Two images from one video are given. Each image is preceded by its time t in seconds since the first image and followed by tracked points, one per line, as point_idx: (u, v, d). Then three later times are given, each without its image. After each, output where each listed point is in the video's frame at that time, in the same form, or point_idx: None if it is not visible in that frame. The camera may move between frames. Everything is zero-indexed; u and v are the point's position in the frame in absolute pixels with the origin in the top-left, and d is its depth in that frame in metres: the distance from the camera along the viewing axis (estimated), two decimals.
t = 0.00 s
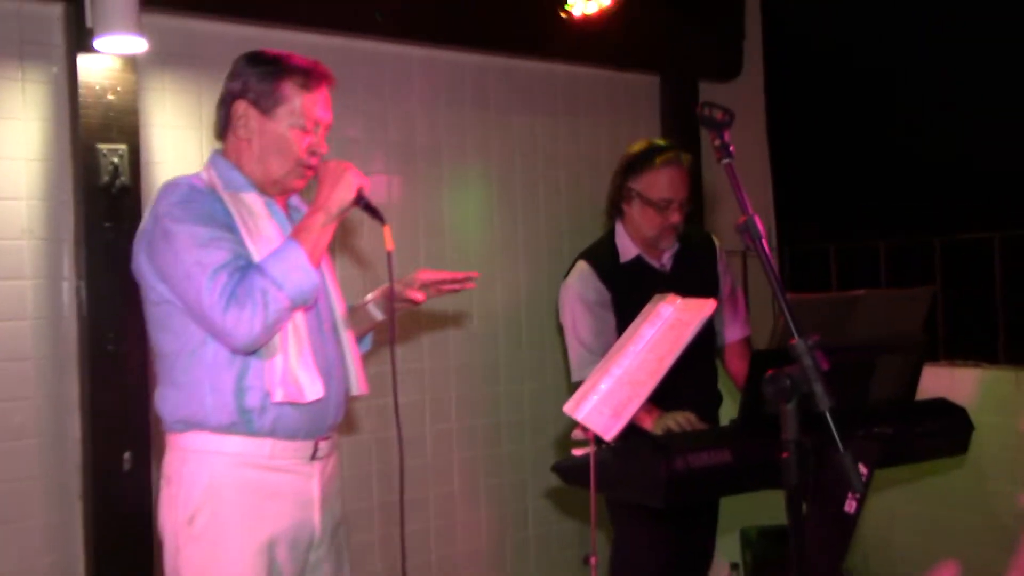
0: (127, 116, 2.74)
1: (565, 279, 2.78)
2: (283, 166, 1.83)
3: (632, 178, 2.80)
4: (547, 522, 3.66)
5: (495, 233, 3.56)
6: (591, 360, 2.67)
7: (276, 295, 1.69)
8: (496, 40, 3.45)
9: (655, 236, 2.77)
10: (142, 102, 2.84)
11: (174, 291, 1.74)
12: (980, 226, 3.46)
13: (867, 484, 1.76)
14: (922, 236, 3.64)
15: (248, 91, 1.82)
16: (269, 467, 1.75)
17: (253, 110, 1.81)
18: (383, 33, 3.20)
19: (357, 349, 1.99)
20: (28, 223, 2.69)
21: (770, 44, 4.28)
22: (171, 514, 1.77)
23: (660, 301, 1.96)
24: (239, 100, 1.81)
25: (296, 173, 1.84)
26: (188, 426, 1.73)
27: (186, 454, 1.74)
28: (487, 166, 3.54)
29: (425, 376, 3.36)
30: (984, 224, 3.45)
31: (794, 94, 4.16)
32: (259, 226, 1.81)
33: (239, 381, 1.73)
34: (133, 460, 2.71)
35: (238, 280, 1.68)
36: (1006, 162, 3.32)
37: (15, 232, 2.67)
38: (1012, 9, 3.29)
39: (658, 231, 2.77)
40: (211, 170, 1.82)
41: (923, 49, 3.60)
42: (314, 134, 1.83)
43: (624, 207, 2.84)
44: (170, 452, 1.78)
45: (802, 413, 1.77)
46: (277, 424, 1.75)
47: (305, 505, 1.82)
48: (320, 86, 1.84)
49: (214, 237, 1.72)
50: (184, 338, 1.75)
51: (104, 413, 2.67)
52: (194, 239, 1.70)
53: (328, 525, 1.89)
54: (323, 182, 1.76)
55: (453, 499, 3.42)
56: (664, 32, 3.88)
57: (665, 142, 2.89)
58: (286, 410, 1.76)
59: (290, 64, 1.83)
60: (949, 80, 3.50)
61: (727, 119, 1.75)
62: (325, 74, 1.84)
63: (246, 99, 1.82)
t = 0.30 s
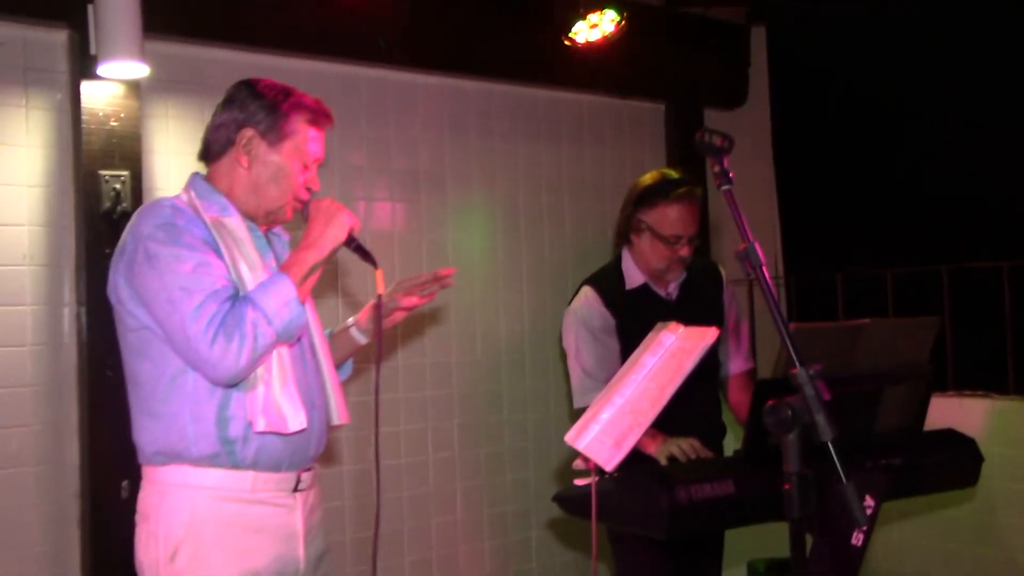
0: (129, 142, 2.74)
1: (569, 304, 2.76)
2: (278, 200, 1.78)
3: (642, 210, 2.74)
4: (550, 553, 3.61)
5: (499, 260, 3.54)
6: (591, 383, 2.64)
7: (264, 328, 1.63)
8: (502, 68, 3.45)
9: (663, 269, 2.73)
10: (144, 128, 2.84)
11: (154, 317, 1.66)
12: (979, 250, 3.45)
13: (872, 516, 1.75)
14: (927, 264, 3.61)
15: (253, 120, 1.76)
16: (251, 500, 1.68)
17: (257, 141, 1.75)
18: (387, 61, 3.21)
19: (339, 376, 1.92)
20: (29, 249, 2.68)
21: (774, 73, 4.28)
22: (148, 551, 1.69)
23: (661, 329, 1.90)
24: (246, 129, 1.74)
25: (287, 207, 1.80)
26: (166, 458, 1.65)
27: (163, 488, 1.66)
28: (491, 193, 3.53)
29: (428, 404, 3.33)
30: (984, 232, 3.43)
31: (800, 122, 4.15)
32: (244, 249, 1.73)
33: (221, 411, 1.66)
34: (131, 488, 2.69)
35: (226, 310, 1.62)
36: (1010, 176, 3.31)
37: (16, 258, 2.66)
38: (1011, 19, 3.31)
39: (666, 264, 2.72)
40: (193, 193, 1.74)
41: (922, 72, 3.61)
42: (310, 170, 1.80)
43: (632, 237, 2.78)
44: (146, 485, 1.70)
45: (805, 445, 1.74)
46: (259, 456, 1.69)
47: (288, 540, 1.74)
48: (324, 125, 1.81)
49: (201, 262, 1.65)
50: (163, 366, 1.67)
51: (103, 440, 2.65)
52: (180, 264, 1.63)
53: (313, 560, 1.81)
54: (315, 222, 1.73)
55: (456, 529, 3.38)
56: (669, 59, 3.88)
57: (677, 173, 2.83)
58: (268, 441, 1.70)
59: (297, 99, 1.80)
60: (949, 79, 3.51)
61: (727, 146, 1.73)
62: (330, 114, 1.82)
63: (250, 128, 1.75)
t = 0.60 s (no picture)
0: (116, 149, 2.71)
1: (561, 310, 2.75)
2: (262, 201, 1.75)
3: (632, 218, 2.72)
4: (540, 564, 3.58)
5: (489, 269, 3.52)
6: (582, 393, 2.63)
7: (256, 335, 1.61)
8: (492, 76, 3.44)
9: (654, 278, 2.71)
10: (132, 135, 2.82)
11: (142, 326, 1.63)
12: (979, 253, 3.42)
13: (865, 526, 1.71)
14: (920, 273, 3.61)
15: (227, 123, 1.73)
16: (238, 511, 1.66)
17: (234, 144, 1.72)
18: (377, 69, 3.20)
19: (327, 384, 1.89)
20: (14, 257, 2.65)
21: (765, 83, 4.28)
22: (133, 562, 1.66)
23: (652, 339, 1.89)
24: (221, 132, 1.72)
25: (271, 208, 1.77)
26: (154, 469, 1.63)
27: (149, 499, 1.63)
28: (481, 202, 3.52)
29: (418, 414, 3.30)
30: (984, 231, 3.41)
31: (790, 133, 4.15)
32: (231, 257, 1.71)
33: (211, 421, 1.63)
34: (116, 499, 2.65)
35: (217, 318, 1.59)
36: (1010, 175, 3.32)
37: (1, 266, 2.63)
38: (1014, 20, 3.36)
39: (657, 272, 2.70)
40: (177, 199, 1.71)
41: (923, 74, 3.61)
42: (290, 169, 1.78)
43: (623, 246, 2.77)
44: (132, 495, 1.67)
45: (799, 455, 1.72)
46: (249, 466, 1.66)
47: (277, 551, 1.72)
48: (300, 123, 1.79)
49: (190, 270, 1.62)
50: (150, 375, 1.64)
51: (87, 451, 2.62)
52: (168, 272, 1.60)
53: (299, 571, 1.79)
54: (304, 225, 1.72)
55: (445, 541, 3.35)
56: (661, 69, 3.88)
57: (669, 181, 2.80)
58: (259, 451, 1.67)
59: (270, 99, 1.78)
60: (949, 80, 3.52)
61: (719, 154, 1.72)
62: (305, 111, 1.80)
63: (225, 133, 1.73)
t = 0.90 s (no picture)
0: (96, 147, 2.68)
1: (548, 304, 2.74)
2: (237, 190, 1.70)
3: (616, 211, 2.68)
4: (525, 563, 3.58)
5: (473, 267, 3.51)
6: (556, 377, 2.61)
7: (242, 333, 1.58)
8: (475, 73, 3.43)
9: (632, 273, 2.68)
10: (111, 133, 2.79)
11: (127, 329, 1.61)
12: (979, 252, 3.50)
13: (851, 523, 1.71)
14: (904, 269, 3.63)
15: (186, 117, 1.70)
16: (226, 512, 1.63)
17: (195, 138, 1.69)
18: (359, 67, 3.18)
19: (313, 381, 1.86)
20: None
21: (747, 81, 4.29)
22: (120, 565, 1.64)
23: (638, 336, 1.89)
24: (181, 127, 1.69)
25: (251, 196, 1.72)
26: (141, 472, 1.60)
27: (137, 501, 1.61)
28: (465, 200, 3.51)
29: (402, 412, 3.29)
30: (984, 230, 3.48)
31: (773, 130, 4.16)
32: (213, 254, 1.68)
33: (199, 423, 1.61)
34: (97, 501, 2.62)
35: (202, 318, 1.56)
36: (1011, 176, 3.41)
37: None
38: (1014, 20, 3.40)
39: (635, 268, 2.67)
40: (154, 200, 1.69)
41: (926, 74, 3.64)
42: (262, 151, 1.73)
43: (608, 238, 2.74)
44: (118, 497, 1.65)
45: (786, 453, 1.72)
46: (238, 467, 1.64)
47: (266, 551, 1.70)
48: (261, 102, 1.73)
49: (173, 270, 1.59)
50: (136, 377, 1.62)
51: (67, 452, 2.59)
52: (150, 273, 1.56)
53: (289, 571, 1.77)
54: (284, 215, 1.67)
55: (429, 540, 3.34)
56: (644, 67, 3.89)
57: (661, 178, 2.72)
58: (248, 451, 1.65)
59: (226, 84, 1.73)
60: (951, 79, 3.56)
61: (705, 150, 1.71)
62: (264, 90, 1.74)
63: (186, 128, 1.69)
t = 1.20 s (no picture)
0: (97, 148, 2.69)
1: (551, 301, 2.73)
2: (230, 191, 1.69)
3: (620, 208, 2.69)
4: (528, 561, 3.58)
5: (475, 266, 3.51)
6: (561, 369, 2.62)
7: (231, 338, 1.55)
8: (476, 72, 3.43)
9: (640, 270, 2.68)
10: (112, 135, 2.79)
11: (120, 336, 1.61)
12: (979, 252, 3.47)
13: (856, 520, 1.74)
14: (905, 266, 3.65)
15: (179, 119, 1.69)
16: (226, 513, 1.64)
17: (188, 140, 1.68)
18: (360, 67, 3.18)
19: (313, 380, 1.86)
20: None
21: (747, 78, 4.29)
22: (122, 567, 1.64)
23: (640, 334, 1.85)
24: (174, 130, 1.68)
25: (245, 196, 1.71)
26: (139, 476, 1.61)
27: (138, 503, 1.61)
28: (466, 199, 3.51)
29: (405, 412, 3.29)
30: (984, 231, 3.46)
31: (774, 127, 4.16)
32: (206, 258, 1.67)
33: (195, 428, 1.61)
34: (101, 502, 2.62)
35: (191, 325, 1.54)
36: (1011, 176, 3.38)
37: None
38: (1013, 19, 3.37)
39: (642, 264, 2.66)
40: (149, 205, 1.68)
41: (924, 74, 3.63)
42: (256, 151, 1.71)
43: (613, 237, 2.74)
44: (120, 499, 1.65)
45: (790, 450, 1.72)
46: (236, 471, 1.63)
47: (267, 552, 1.70)
48: (255, 101, 1.72)
49: (161, 277, 1.58)
50: (132, 383, 1.62)
51: (71, 454, 2.59)
52: (139, 281, 1.56)
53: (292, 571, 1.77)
54: (277, 216, 1.64)
55: (433, 539, 3.34)
56: (644, 65, 3.88)
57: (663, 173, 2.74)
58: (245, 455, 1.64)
59: (219, 84, 1.71)
60: (950, 79, 3.54)
61: (707, 147, 1.72)
62: (258, 88, 1.73)
63: (179, 129, 1.68)
